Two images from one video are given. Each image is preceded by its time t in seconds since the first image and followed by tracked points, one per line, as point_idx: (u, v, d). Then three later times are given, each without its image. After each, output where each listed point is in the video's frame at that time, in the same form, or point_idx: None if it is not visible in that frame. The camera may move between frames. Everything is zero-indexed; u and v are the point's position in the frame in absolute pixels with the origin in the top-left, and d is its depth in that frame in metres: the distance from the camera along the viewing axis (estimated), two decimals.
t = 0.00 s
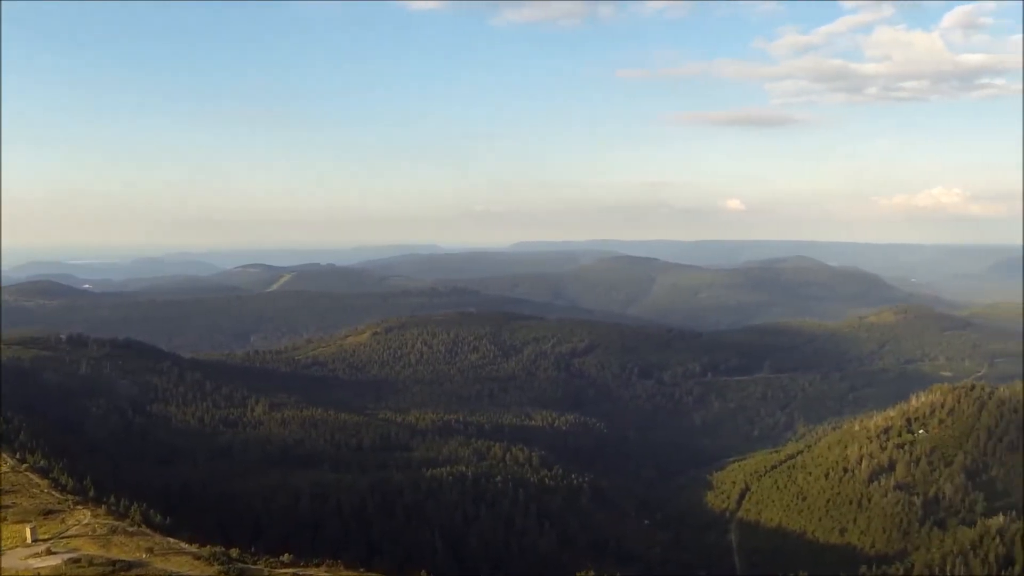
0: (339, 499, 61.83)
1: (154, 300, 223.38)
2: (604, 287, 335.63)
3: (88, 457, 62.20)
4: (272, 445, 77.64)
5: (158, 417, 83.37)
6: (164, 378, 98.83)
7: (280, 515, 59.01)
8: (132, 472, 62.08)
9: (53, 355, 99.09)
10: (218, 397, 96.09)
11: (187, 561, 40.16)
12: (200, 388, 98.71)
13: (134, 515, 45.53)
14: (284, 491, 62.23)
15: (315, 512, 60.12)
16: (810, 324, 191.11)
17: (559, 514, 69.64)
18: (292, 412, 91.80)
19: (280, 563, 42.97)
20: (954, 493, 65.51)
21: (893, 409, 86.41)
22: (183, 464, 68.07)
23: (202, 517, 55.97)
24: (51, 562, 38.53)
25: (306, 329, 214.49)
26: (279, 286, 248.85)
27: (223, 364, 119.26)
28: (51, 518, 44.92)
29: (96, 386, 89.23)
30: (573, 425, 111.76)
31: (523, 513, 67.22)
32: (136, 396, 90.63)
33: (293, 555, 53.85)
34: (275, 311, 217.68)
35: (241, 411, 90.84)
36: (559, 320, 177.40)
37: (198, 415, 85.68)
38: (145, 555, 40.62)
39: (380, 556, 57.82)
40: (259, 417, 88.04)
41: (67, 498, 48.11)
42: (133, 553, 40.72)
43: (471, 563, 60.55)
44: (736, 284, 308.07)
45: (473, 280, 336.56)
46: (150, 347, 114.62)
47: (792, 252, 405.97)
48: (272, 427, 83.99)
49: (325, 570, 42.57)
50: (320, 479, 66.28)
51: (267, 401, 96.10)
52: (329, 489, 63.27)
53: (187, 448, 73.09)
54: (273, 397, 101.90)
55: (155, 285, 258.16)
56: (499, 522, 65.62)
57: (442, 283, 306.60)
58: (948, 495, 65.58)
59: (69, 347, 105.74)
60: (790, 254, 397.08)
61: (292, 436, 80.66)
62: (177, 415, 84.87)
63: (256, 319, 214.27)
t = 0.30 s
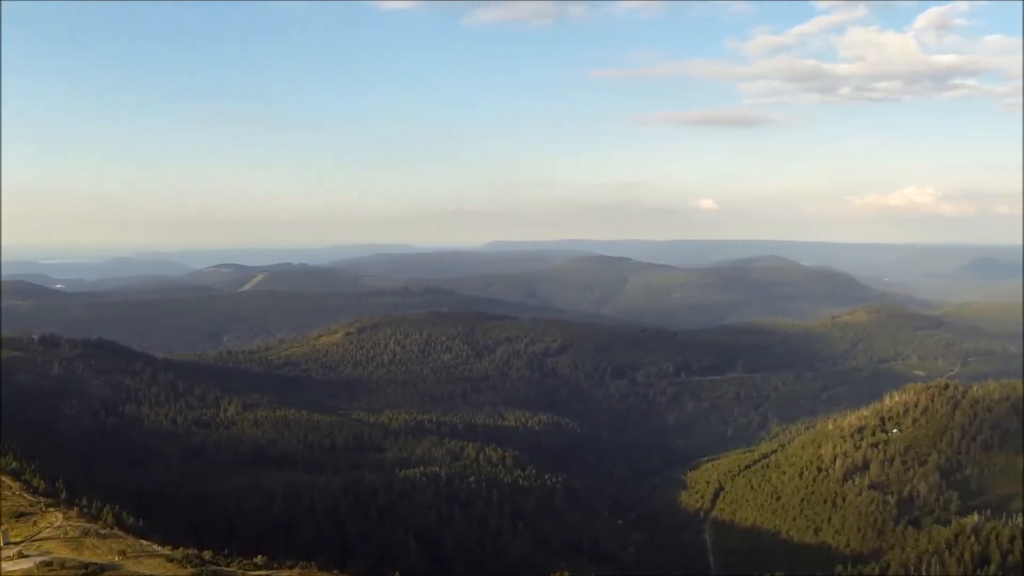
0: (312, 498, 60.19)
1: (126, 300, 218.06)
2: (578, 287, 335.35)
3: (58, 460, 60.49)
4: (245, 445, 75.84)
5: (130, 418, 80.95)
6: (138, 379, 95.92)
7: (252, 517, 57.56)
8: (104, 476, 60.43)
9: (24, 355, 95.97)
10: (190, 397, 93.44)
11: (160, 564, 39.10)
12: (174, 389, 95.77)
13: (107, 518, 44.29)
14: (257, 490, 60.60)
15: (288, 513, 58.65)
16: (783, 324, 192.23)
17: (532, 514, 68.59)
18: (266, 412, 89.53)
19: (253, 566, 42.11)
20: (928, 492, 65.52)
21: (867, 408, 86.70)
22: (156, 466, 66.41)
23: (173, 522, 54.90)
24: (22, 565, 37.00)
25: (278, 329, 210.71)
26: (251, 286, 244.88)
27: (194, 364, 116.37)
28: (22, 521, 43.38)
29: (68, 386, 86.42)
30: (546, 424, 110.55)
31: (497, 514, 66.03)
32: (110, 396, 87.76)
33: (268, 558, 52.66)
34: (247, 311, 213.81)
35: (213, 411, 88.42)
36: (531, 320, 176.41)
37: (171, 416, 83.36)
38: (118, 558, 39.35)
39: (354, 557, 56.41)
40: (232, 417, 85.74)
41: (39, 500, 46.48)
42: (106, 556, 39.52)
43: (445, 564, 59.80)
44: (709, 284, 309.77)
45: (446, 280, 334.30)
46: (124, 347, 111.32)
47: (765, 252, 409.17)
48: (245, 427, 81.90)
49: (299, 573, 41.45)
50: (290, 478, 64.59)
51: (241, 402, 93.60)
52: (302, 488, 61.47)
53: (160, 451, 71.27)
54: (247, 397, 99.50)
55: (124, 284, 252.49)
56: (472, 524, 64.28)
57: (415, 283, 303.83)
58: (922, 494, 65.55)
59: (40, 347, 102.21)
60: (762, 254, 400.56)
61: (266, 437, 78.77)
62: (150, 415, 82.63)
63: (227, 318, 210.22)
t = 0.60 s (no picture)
0: (277, 499, 58.50)
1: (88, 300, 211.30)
2: (543, 287, 334.61)
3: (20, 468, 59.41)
4: (209, 447, 73.51)
5: (94, 418, 78.02)
6: (103, 380, 92.22)
7: (218, 520, 55.94)
8: (68, 479, 59.32)
9: None
10: (152, 398, 89.96)
11: (125, 568, 37.63)
12: (139, 390, 91.96)
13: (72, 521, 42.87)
14: (223, 492, 58.81)
15: (253, 515, 56.95)
16: (748, 323, 193.53)
17: (499, 514, 67.04)
18: (232, 413, 86.66)
19: (219, 567, 41.35)
20: (894, 490, 65.49)
21: (833, 407, 86.96)
22: (120, 468, 64.57)
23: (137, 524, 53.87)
24: None
25: (242, 329, 205.24)
26: (216, 286, 240.03)
27: (156, 364, 112.59)
28: None
29: (31, 388, 83.18)
30: (512, 424, 108.99)
31: (463, 515, 64.40)
32: (73, 397, 84.49)
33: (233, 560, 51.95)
34: (212, 310, 208.26)
35: (176, 412, 85.36)
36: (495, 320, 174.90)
37: (136, 417, 80.64)
38: (83, 562, 37.99)
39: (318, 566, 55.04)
40: (197, 418, 82.87)
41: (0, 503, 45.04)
42: (70, 559, 38.08)
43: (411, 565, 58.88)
44: (674, 284, 311.60)
45: (411, 279, 330.85)
46: (89, 347, 106.89)
47: (728, 253, 413.21)
48: (209, 428, 79.30)
49: None
50: (265, 479, 62.14)
51: (206, 403, 90.13)
52: (268, 489, 59.69)
53: (126, 452, 69.74)
54: (212, 398, 96.00)
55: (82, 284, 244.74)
56: (439, 526, 62.49)
57: (379, 283, 299.52)
58: (889, 493, 65.51)
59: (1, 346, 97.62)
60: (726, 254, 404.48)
61: (231, 438, 76.43)
62: (114, 416, 79.87)
63: (192, 318, 204.01)
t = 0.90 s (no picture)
0: (242, 502, 57.83)
1: (49, 301, 206.13)
2: (509, 287, 333.49)
3: None
4: (176, 448, 72.18)
5: (58, 421, 77.10)
6: (68, 382, 88.88)
7: (185, 520, 55.56)
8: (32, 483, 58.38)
9: None
10: (118, 399, 86.84)
11: (90, 571, 36.06)
12: (105, 391, 88.65)
13: (36, 525, 41.91)
14: (188, 495, 58.62)
15: (220, 518, 56.43)
16: (714, 323, 194.83)
17: (466, 514, 65.43)
18: (201, 414, 83.75)
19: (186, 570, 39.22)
20: (862, 489, 65.59)
21: (799, 407, 87.23)
22: (86, 470, 64.14)
23: (101, 525, 53.47)
24: None
25: (208, 330, 200.30)
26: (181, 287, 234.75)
27: (117, 365, 108.91)
28: None
29: None
30: (478, 424, 107.65)
31: (430, 515, 62.73)
32: (38, 399, 82.86)
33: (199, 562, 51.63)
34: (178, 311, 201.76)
35: (140, 413, 82.68)
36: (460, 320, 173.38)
37: (101, 420, 78.05)
38: (47, 566, 36.47)
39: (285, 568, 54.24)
40: (163, 420, 80.28)
41: None
42: (34, 563, 36.53)
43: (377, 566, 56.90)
44: (639, 284, 313.08)
45: (377, 279, 327.27)
46: (56, 347, 102.79)
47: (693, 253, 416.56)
48: (175, 430, 76.77)
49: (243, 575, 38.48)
50: (229, 479, 62.51)
51: (172, 404, 86.66)
52: (233, 491, 59.31)
53: (92, 454, 68.27)
54: (177, 399, 92.71)
55: (43, 286, 237.56)
56: (405, 527, 60.82)
57: (345, 283, 295.51)
58: (857, 491, 65.58)
59: None
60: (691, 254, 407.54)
61: (197, 439, 74.60)
62: (80, 417, 78.15)
63: (156, 318, 198.68)
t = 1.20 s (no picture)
0: (213, 504, 56.80)
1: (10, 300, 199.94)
2: (477, 287, 331.94)
3: None
4: (144, 449, 70.42)
5: (25, 421, 73.81)
6: (35, 383, 86.57)
7: (153, 520, 54.10)
8: None
9: None
10: (85, 401, 83.90)
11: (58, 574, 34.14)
12: (71, 392, 86.25)
13: None
14: (158, 496, 57.32)
15: (190, 520, 55.05)
16: (682, 322, 195.94)
17: (435, 514, 64.05)
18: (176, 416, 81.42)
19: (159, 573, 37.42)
20: (831, 489, 65.79)
21: (768, 407, 87.52)
22: (52, 471, 61.34)
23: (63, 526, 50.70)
24: None
25: (177, 330, 195.34)
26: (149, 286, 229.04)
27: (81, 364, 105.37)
28: None
29: None
30: (447, 424, 106.20)
31: (399, 516, 61.44)
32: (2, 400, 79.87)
33: (169, 565, 48.72)
34: (146, 311, 198.31)
35: (108, 415, 79.97)
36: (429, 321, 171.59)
37: (70, 419, 76.42)
38: (14, 569, 34.73)
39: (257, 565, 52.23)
40: (132, 420, 78.28)
41: None
42: None
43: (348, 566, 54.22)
44: (608, 284, 314.10)
45: (344, 279, 323.43)
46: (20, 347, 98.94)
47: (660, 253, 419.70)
48: (144, 432, 74.87)
49: None
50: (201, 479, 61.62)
51: (141, 405, 84.07)
52: (204, 493, 58.01)
53: (59, 456, 65.51)
54: (145, 401, 89.76)
55: None
56: (374, 528, 59.17)
57: (313, 283, 291.77)
58: (826, 491, 65.71)
59: None
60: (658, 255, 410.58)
61: (165, 441, 72.83)
62: (46, 419, 75.71)
63: (124, 319, 193.50)
